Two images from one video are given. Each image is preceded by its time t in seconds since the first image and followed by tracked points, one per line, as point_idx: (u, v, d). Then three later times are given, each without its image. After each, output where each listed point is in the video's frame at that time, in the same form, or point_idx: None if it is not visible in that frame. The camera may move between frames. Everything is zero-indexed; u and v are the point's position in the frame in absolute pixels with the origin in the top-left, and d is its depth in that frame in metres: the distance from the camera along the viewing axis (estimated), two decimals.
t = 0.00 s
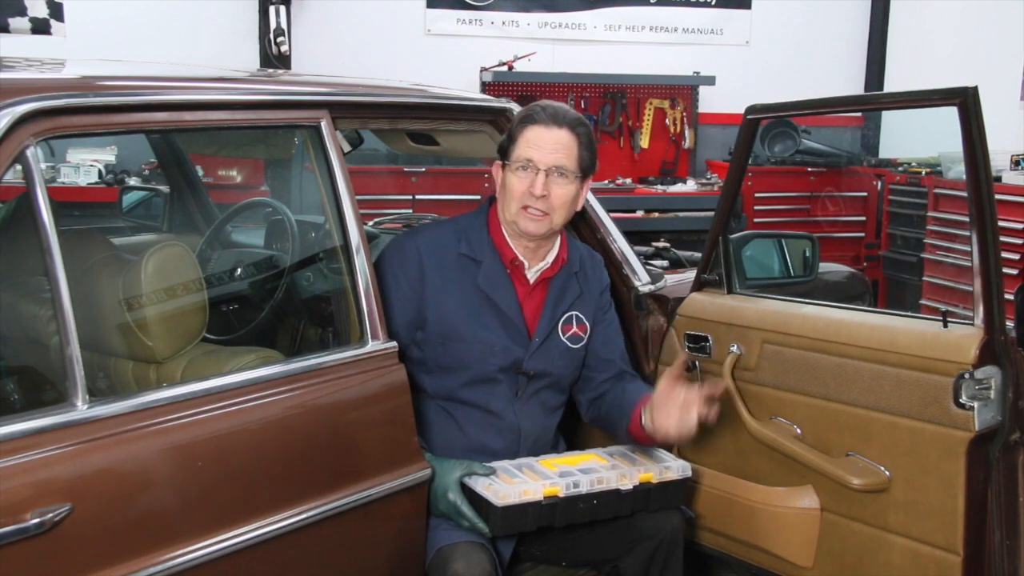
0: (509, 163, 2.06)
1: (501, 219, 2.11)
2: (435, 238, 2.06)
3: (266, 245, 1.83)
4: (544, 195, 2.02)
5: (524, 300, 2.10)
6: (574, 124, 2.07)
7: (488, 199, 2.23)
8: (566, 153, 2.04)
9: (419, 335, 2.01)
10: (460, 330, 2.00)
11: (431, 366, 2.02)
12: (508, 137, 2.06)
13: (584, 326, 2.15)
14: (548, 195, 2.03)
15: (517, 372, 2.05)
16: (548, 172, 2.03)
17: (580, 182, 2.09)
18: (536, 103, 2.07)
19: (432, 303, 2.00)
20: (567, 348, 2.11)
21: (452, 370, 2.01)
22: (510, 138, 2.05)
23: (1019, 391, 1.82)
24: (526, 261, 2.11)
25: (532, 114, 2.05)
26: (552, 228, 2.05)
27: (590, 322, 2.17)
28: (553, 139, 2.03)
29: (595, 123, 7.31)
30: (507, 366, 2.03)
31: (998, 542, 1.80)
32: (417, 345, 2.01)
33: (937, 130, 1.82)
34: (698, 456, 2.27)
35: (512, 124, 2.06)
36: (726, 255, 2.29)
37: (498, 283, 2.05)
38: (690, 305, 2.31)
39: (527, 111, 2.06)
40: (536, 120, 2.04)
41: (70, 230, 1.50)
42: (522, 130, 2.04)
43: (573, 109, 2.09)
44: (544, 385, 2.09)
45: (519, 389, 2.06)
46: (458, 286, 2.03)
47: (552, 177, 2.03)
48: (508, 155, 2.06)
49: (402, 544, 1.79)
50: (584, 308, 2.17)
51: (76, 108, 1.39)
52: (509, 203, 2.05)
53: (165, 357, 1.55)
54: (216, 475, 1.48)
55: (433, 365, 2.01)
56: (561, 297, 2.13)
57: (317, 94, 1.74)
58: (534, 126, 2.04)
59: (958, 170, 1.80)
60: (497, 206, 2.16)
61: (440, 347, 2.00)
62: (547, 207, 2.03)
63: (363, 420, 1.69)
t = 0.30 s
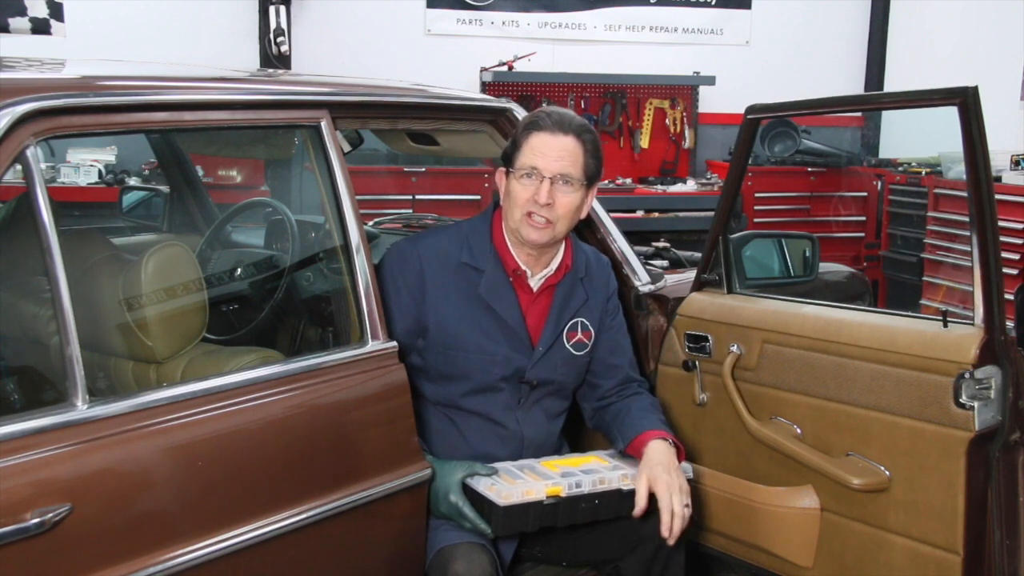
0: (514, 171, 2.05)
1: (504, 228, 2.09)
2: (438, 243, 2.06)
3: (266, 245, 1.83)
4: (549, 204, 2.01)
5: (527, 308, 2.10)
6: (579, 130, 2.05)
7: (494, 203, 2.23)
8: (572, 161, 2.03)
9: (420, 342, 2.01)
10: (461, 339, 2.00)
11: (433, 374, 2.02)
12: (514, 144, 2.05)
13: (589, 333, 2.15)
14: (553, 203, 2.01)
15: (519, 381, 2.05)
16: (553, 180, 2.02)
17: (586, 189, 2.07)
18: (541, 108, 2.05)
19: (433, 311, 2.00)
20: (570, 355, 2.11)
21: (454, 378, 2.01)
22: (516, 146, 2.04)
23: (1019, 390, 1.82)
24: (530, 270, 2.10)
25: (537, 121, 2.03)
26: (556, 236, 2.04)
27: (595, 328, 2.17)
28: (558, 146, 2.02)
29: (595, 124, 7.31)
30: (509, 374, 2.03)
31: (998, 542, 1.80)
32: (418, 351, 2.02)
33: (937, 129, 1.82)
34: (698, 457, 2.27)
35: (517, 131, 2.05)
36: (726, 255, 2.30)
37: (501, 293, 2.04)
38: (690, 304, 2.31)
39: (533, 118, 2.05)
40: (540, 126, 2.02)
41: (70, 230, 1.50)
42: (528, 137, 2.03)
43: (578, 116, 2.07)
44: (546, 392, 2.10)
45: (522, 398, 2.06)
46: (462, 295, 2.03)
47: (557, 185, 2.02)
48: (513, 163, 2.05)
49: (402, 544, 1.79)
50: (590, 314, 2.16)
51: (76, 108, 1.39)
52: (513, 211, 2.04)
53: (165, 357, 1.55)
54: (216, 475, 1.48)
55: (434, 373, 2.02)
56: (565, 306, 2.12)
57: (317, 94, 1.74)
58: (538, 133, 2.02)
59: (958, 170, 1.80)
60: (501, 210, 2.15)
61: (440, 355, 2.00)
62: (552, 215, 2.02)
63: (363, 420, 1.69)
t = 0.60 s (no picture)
0: (500, 169, 2.05)
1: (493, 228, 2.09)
2: (429, 243, 2.06)
3: (266, 245, 1.83)
4: (535, 201, 2.01)
5: (518, 306, 2.10)
6: (564, 126, 2.05)
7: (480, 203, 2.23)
8: (557, 158, 2.03)
9: (413, 341, 2.01)
10: (455, 338, 2.00)
11: (427, 373, 2.02)
12: (499, 141, 2.05)
13: (582, 330, 2.14)
14: (540, 201, 2.01)
15: (512, 381, 2.05)
16: (540, 178, 2.02)
17: (572, 186, 2.08)
18: (527, 107, 2.05)
19: (426, 310, 2.00)
20: (563, 352, 2.11)
21: (449, 377, 2.01)
22: (502, 143, 2.04)
23: (1019, 390, 1.82)
24: (518, 268, 2.10)
25: (523, 119, 2.03)
26: (545, 234, 2.04)
27: (588, 326, 2.16)
28: (543, 143, 2.01)
29: (595, 124, 7.32)
30: (502, 374, 2.03)
31: (998, 541, 1.80)
32: (413, 350, 2.02)
33: (937, 129, 1.82)
34: (698, 457, 2.27)
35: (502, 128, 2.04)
36: (726, 255, 2.30)
37: (490, 291, 2.05)
38: (690, 304, 2.31)
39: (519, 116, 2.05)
40: (526, 124, 2.02)
41: (70, 230, 1.50)
42: (514, 134, 2.02)
43: (563, 113, 2.07)
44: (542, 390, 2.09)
45: (515, 396, 2.06)
46: (453, 294, 2.03)
47: (544, 183, 2.02)
48: (499, 160, 2.05)
49: (402, 543, 1.79)
50: (582, 312, 2.15)
51: (76, 108, 1.39)
52: (500, 209, 2.04)
53: (165, 357, 1.55)
54: (216, 475, 1.48)
55: (429, 373, 2.02)
56: (557, 304, 2.12)
57: (317, 94, 1.74)
58: (523, 131, 2.02)
59: (958, 170, 1.80)
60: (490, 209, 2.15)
61: (435, 354, 2.00)
62: (539, 213, 2.02)
63: (363, 420, 1.69)
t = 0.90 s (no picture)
0: (479, 160, 2.05)
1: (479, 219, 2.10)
2: (419, 237, 2.05)
3: (266, 245, 1.83)
4: (515, 190, 2.01)
5: (507, 296, 2.11)
6: (539, 114, 2.04)
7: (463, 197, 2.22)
8: (535, 147, 2.02)
9: (407, 335, 2.00)
10: (449, 332, 2.00)
11: (423, 367, 2.02)
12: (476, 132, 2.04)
13: (573, 320, 2.14)
14: (519, 190, 2.02)
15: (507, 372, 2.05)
16: (517, 167, 2.01)
17: (552, 173, 2.07)
18: (501, 97, 2.04)
19: (419, 305, 1.99)
20: (556, 343, 2.11)
21: (445, 372, 2.01)
22: (478, 134, 2.04)
23: (1019, 390, 1.82)
24: (506, 258, 2.11)
25: (498, 110, 2.02)
26: (527, 222, 2.04)
27: (579, 315, 2.16)
28: (517, 132, 2.01)
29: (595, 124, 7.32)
30: (497, 367, 2.03)
31: (998, 541, 1.80)
32: (410, 347, 2.01)
33: (937, 129, 1.82)
34: (698, 457, 2.27)
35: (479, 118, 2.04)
36: (726, 255, 2.30)
37: (480, 282, 2.05)
38: (690, 304, 2.31)
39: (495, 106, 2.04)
40: (502, 115, 2.01)
41: (70, 230, 1.50)
42: (489, 124, 2.02)
43: (540, 101, 2.06)
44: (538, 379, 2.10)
45: (512, 388, 2.06)
46: (444, 287, 2.03)
47: (522, 172, 2.02)
48: (477, 151, 2.05)
49: (402, 543, 1.79)
50: (572, 301, 2.16)
51: (76, 108, 1.39)
52: (481, 200, 2.04)
53: (165, 357, 1.55)
54: (216, 475, 1.48)
55: (424, 367, 2.02)
56: (547, 291, 2.12)
57: (317, 94, 1.74)
58: (500, 122, 2.01)
59: (958, 170, 1.80)
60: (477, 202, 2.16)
61: (429, 349, 2.00)
62: (520, 202, 2.02)
63: (363, 420, 1.69)
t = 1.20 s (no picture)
0: (474, 157, 2.05)
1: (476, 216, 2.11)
2: (416, 236, 2.05)
3: (266, 246, 1.83)
4: (511, 186, 2.02)
5: (507, 291, 2.11)
6: (530, 108, 2.04)
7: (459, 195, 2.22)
8: (529, 142, 2.03)
9: (407, 333, 2.00)
10: (449, 330, 2.00)
11: (422, 365, 2.01)
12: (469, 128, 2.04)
13: (572, 314, 2.15)
14: (515, 185, 2.02)
15: (508, 365, 2.05)
16: (512, 163, 2.02)
17: (547, 167, 2.08)
18: (494, 93, 2.04)
19: (417, 302, 1.99)
20: (557, 336, 2.11)
21: (445, 370, 2.01)
22: (471, 130, 2.04)
23: (1019, 390, 1.82)
24: (505, 252, 2.11)
25: (491, 106, 2.02)
26: (524, 217, 2.05)
27: (577, 310, 2.16)
28: (510, 127, 2.01)
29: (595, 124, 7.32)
30: (497, 362, 2.03)
31: (999, 541, 1.80)
32: (409, 346, 2.01)
33: (938, 129, 1.82)
34: (698, 457, 2.27)
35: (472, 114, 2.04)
36: (726, 255, 2.30)
37: (479, 278, 2.05)
38: (690, 304, 2.31)
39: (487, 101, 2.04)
40: (494, 111, 2.01)
41: (70, 230, 1.50)
42: (482, 120, 2.02)
43: (531, 96, 2.06)
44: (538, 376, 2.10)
45: (514, 382, 2.06)
46: (444, 283, 2.03)
47: (517, 167, 2.02)
48: (471, 147, 2.05)
49: (402, 543, 1.79)
50: (570, 295, 2.16)
51: (76, 108, 1.39)
52: (478, 196, 2.05)
53: (165, 357, 1.55)
54: (216, 474, 1.48)
55: (423, 364, 2.01)
56: (546, 284, 2.13)
57: (316, 94, 1.74)
58: (493, 118, 2.01)
59: (958, 170, 1.80)
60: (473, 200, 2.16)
61: (428, 346, 2.00)
62: (515, 198, 2.03)
63: (363, 420, 1.69)
